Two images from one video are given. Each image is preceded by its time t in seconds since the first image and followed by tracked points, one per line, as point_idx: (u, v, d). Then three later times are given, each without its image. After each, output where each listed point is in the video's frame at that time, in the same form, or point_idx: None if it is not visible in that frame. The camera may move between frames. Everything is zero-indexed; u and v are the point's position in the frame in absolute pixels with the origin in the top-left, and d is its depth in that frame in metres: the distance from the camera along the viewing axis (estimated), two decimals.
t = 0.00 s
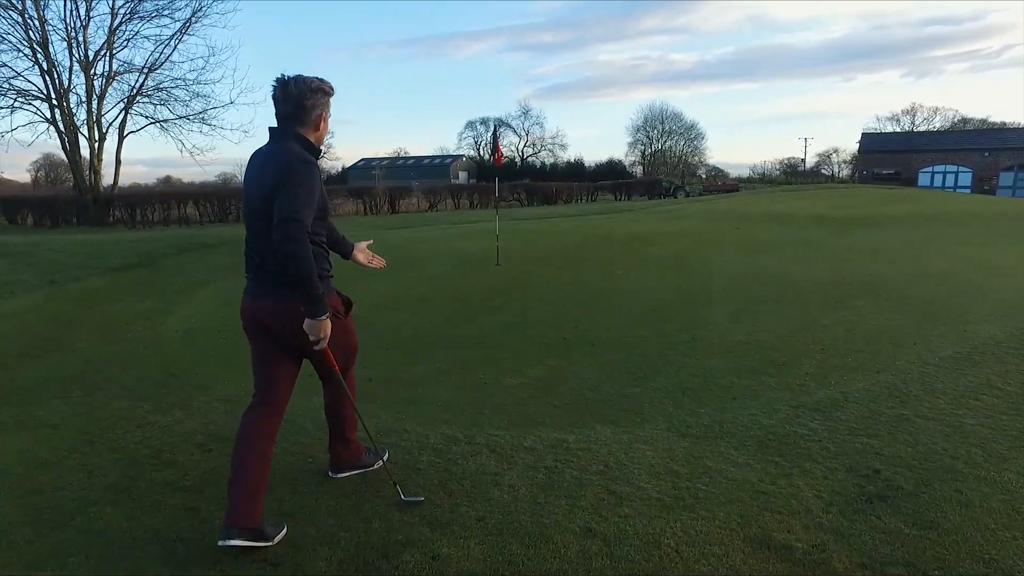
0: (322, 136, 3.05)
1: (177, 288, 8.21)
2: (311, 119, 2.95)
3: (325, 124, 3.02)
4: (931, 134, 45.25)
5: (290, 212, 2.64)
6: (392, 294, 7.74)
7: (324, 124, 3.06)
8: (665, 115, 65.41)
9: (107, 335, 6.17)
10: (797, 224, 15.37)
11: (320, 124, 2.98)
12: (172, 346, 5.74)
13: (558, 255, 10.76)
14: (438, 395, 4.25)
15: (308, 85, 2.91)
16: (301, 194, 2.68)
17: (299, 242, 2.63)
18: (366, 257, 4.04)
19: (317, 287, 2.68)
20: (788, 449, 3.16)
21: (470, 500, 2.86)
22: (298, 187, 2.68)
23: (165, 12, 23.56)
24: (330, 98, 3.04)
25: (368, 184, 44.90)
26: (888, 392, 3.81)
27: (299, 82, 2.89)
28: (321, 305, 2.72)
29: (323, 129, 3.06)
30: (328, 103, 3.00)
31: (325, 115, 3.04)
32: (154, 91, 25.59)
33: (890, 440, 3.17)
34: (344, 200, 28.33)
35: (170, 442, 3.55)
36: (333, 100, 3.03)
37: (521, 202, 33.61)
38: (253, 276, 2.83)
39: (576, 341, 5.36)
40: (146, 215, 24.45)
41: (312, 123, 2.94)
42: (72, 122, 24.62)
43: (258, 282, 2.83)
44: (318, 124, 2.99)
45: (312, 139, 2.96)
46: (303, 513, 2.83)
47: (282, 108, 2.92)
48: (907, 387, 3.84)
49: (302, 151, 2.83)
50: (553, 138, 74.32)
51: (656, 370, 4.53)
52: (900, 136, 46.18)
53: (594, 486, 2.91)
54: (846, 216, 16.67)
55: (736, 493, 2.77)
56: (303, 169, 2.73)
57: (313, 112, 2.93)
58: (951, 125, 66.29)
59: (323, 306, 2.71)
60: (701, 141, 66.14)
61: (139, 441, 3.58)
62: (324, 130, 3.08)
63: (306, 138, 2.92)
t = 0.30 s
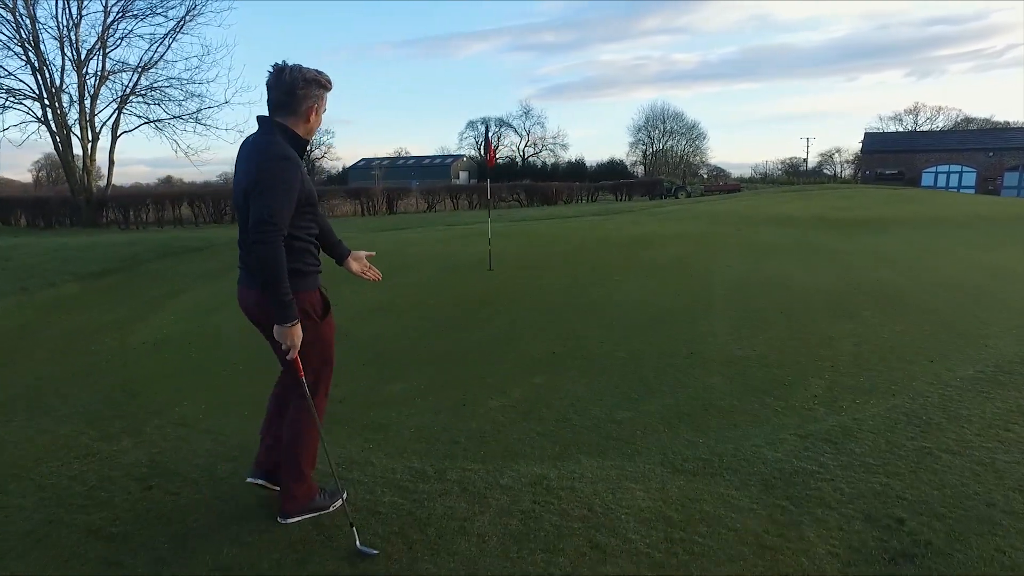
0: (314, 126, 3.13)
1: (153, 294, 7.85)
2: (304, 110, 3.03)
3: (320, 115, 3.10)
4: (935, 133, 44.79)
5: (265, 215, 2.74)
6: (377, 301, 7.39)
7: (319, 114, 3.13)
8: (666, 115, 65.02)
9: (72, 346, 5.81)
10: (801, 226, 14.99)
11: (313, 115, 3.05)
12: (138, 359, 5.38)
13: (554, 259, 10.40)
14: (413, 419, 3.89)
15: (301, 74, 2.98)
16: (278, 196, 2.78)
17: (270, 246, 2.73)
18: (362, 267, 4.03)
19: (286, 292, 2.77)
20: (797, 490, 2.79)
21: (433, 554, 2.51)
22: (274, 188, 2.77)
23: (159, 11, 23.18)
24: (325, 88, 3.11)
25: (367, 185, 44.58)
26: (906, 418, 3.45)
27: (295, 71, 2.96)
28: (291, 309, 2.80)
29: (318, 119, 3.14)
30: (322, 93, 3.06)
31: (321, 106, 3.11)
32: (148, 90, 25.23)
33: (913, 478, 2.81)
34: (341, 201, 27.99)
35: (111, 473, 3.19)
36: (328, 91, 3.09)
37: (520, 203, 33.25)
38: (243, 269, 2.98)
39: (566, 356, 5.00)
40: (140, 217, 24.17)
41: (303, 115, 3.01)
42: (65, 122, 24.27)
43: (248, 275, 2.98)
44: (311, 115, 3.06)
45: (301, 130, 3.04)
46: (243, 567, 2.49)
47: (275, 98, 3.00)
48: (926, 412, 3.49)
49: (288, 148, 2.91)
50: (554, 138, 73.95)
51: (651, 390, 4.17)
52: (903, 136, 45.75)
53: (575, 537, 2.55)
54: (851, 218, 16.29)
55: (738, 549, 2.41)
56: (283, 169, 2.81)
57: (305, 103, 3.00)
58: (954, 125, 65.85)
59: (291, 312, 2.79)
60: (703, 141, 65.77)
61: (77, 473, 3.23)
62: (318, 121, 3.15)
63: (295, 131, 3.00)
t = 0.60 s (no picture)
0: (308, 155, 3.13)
1: (137, 304, 7.57)
2: (293, 142, 3.03)
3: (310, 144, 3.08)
4: (943, 134, 44.27)
5: (220, 243, 2.77)
6: (368, 312, 7.08)
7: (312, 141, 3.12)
8: (671, 115, 64.57)
9: (40, 362, 5.48)
10: (810, 229, 14.62)
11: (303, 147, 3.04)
12: (107, 377, 5.05)
13: (555, 266, 10.07)
14: (390, 451, 3.55)
15: (295, 107, 2.96)
16: (237, 225, 2.80)
17: (222, 275, 2.74)
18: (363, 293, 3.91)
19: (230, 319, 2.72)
20: (816, 548, 2.46)
21: None
22: (233, 217, 2.79)
23: (159, 11, 22.94)
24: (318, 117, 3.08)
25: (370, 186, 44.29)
26: (936, 454, 3.10)
27: (285, 101, 2.97)
28: (245, 338, 2.76)
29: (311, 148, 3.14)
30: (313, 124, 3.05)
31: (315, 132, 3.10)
32: (148, 91, 24.99)
33: (949, 535, 2.47)
34: (342, 203, 27.72)
35: (46, 521, 2.87)
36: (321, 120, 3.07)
37: (524, 205, 32.90)
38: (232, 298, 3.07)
39: (561, 378, 4.66)
40: (139, 219, 23.93)
41: (292, 148, 3.00)
42: (64, 123, 24.05)
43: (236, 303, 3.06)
44: (299, 147, 3.04)
45: (290, 163, 3.04)
46: None
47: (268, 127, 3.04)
48: (958, 448, 3.14)
49: (259, 179, 2.92)
50: (558, 139, 73.60)
51: (652, 419, 3.83)
52: (912, 136, 45.19)
53: None
54: (862, 221, 15.89)
55: None
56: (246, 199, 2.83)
57: (294, 136, 2.99)
58: (963, 125, 65.19)
59: (241, 341, 2.74)
60: (708, 142, 65.29)
61: (10, 520, 2.89)
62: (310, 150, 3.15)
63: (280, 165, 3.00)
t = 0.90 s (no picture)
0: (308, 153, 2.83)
1: (124, 310, 7.28)
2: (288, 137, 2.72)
3: (310, 141, 2.77)
4: (953, 134, 43.71)
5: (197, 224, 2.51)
6: (364, 319, 6.77)
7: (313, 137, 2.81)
8: (677, 115, 64.13)
9: (14, 374, 5.19)
10: (821, 231, 14.24)
11: (299, 143, 2.74)
12: (82, 391, 4.76)
13: (559, 270, 9.75)
14: (376, 481, 3.24)
15: (287, 101, 2.65)
16: (218, 208, 2.52)
17: (195, 258, 2.47)
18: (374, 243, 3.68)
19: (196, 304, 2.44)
20: None
21: None
22: (215, 200, 2.52)
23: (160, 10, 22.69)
24: (316, 112, 2.76)
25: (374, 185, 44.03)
26: (986, 495, 2.76)
27: (280, 95, 2.68)
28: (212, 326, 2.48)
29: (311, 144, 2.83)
30: (310, 120, 2.72)
31: (314, 128, 2.78)
32: (149, 90, 24.76)
33: None
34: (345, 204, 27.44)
35: None
36: (318, 115, 2.74)
37: (528, 205, 32.56)
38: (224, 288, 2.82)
39: (565, 396, 4.34)
40: (140, 219, 23.70)
41: (286, 144, 2.71)
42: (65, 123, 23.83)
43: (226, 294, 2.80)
44: (294, 143, 2.73)
45: (286, 159, 2.75)
46: None
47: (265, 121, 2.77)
48: (1011, 487, 2.80)
49: (251, 165, 2.63)
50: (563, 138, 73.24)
51: (664, 445, 3.50)
52: (921, 135, 44.64)
53: None
54: (874, 222, 15.50)
55: None
56: (231, 183, 2.55)
57: (288, 132, 2.68)
58: (972, 125, 64.54)
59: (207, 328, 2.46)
60: (715, 141, 64.83)
61: None
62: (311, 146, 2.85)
63: (275, 159, 2.72)
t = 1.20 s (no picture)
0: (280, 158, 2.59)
1: (112, 318, 7.03)
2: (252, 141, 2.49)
3: (279, 144, 2.53)
4: (962, 134, 43.26)
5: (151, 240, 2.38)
6: (359, 328, 6.51)
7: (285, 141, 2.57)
8: (682, 115, 63.77)
9: None
10: (831, 234, 13.94)
11: (265, 147, 2.50)
12: (57, 409, 4.49)
13: (563, 275, 9.48)
14: (362, 516, 2.97)
15: (250, 101, 2.42)
16: (171, 221, 2.36)
17: (147, 274, 2.35)
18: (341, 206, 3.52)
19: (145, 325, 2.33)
20: None
21: None
22: (168, 213, 2.37)
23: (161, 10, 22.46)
24: (287, 114, 2.51)
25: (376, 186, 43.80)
26: None
27: (241, 96, 2.44)
28: (165, 347, 2.39)
29: (284, 148, 2.58)
30: (278, 121, 2.48)
31: (285, 131, 2.54)
32: (150, 91, 24.54)
33: None
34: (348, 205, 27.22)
35: None
36: (288, 116, 2.50)
37: (532, 206, 32.30)
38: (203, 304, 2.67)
39: (568, 418, 4.06)
40: (141, 221, 23.47)
41: (251, 147, 2.48)
42: (64, 123, 23.61)
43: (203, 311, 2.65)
44: (258, 147, 2.49)
45: (254, 165, 2.53)
46: None
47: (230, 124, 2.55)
48: None
49: (213, 174, 2.45)
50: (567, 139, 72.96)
51: (676, 476, 3.22)
52: (929, 135, 44.18)
53: None
54: (885, 224, 15.17)
55: None
56: (188, 193, 2.38)
57: (252, 135, 2.46)
58: (980, 125, 64.01)
59: (156, 350, 2.37)
60: (720, 142, 64.46)
61: None
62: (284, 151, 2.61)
63: (242, 166, 2.51)
